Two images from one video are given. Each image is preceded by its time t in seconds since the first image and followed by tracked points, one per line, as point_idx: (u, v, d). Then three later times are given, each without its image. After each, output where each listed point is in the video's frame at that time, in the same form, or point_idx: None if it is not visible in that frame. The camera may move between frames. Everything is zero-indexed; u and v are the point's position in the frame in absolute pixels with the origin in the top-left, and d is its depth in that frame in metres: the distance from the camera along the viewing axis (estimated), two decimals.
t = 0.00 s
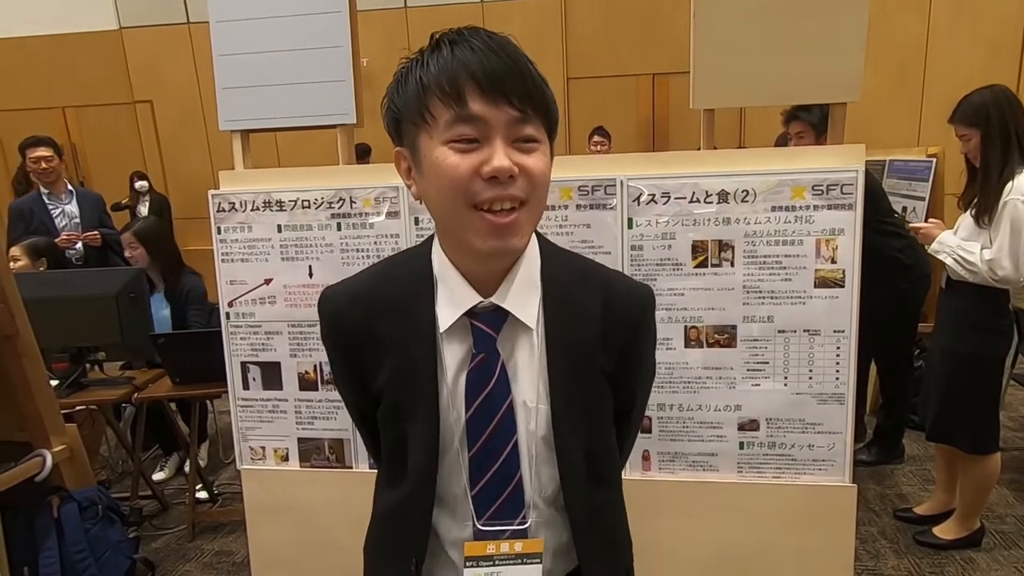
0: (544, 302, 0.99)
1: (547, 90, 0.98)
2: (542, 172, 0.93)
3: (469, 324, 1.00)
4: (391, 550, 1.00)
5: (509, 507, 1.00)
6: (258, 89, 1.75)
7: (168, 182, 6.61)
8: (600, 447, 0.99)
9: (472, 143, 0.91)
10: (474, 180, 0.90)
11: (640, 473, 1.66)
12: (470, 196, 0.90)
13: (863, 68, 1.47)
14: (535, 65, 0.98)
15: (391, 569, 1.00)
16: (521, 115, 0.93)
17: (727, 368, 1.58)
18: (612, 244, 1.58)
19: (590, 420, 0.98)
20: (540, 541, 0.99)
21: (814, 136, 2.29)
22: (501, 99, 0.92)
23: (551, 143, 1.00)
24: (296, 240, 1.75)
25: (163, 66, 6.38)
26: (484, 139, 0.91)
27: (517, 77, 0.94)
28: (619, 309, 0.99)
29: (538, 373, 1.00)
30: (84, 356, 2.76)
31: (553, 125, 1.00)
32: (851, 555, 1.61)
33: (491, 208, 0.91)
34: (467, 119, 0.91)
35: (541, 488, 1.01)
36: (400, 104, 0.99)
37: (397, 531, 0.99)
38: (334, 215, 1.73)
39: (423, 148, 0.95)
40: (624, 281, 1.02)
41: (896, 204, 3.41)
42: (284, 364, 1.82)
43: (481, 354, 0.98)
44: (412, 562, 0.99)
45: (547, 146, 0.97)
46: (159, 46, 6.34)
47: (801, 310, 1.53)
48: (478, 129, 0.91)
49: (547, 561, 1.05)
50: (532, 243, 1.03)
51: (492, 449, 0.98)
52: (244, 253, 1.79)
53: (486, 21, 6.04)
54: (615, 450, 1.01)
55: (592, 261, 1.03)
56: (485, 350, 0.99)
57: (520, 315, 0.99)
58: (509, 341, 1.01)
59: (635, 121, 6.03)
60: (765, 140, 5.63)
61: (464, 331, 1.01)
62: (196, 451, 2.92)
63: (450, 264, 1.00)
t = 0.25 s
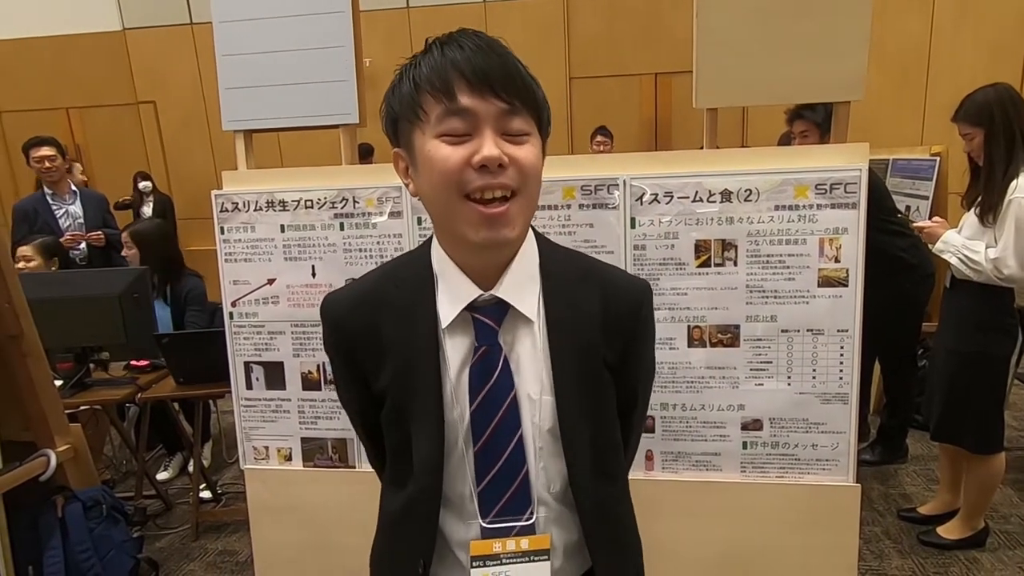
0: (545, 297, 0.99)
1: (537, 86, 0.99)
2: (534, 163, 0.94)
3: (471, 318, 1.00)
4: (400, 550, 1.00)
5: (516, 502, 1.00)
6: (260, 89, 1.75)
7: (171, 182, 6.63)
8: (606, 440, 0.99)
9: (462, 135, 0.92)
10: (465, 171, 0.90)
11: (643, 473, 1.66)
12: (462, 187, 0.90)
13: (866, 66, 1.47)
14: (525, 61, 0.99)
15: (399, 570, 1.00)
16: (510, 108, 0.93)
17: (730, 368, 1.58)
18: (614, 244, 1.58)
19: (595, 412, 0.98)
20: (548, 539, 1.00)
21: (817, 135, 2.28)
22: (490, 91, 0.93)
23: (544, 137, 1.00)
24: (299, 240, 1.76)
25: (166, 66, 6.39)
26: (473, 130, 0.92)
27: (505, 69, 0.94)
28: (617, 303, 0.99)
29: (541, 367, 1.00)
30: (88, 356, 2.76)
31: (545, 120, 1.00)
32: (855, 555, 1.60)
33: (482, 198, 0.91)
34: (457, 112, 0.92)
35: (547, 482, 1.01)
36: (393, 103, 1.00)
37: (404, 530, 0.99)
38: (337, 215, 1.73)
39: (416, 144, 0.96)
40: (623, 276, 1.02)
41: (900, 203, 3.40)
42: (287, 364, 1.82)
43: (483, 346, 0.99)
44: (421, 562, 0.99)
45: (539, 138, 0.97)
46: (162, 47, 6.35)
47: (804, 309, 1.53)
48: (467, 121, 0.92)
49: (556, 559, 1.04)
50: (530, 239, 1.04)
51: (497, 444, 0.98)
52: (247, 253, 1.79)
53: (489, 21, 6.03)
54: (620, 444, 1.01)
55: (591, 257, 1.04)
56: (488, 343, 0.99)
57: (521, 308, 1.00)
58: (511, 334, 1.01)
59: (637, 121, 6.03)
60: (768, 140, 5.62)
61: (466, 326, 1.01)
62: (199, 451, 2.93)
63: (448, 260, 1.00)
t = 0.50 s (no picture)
0: (554, 295, 0.99)
1: (537, 81, 0.99)
2: (534, 157, 0.93)
3: (478, 318, 1.00)
4: (410, 554, 0.99)
5: (527, 503, 1.00)
6: (264, 89, 1.75)
7: (175, 183, 6.64)
8: (618, 440, 0.98)
9: (461, 132, 0.92)
10: (464, 168, 0.90)
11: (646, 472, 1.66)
12: (462, 184, 0.91)
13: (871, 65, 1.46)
14: (524, 57, 0.99)
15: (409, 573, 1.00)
16: (508, 103, 0.93)
17: (734, 368, 1.58)
18: (618, 244, 1.58)
19: (607, 412, 0.98)
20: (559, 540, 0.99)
21: (822, 134, 2.27)
22: (486, 88, 0.93)
23: (545, 132, 1.00)
24: (303, 240, 1.76)
25: (171, 67, 6.41)
26: (472, 128, 0.92)
27: (503, 65, 0.94)
28: (627, 300, 0.98)
29: (550, 366, 1.00)
30: (93, 356, 2.77)
31: (546, 115, 1.00)
32: (859, 555, 1.60)
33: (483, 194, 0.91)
34: (455, 109, 0.92)
35: (560, 483, 1.00)
36: (394, 104, 1.01)
37: (415, 534, 0.98)
38: (340, 214, 1.73)
39: (417, 144, 0.96)
40: (632, 272, 1.01)
41: (904, 202, 3.39)
42: (291, 364, 1.82)
43: (491, 346, 0.99)
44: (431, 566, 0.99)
45: (539, 133, 0.97)
46: (166, 48, 6.37)
47: (807, 309, 1.53)
48: (465, 118, 0.92)
49: (570, 563, 1.03)
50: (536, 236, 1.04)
51: (508, 445, 0.98)
52: (251, 253, 1.80)
53: (491, 21, 6.03)
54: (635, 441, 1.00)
55: (600, 253, 1.03)
56: (496, 343, 0.99)
57: (529, 307, 0.99)
58: (519, 333, 1.01)
59: (639, 121, 6.02)
60: (772, 139, 5.60)
61: (474, 325, 1.01)
62: (203, 451, 2.93)
63: (451, 258, 1.00)
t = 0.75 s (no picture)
0: (579, 301, 0.94)
1: (563, 76, 0.95)
2: (555, 157, 0.90)
3: (498, 321, 0.97)
4: (420, 558, 0.97)
5: (540, 520, 0.94)
6: (267, 91, 1.76)
7: (179, 183, 6.66)
8: (639, 456, 0.93)
9: (479, 133, 0.90)
10: (480, 169, 0.88)
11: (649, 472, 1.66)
12: (477, 186, 0.89)
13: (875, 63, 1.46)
14: (550, 51, 0.95)
15: None
16: (527, 101, 0.90)
17: (737, 367, 1.58)
18: (620, 244, 1.58)
19: (628, 426, 0.92)
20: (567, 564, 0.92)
21: (825, 133, 2.27)
22: (505, 85, 0.90)
23: (571, 128, 0.96)
24: (306, 240, 1.76)
25: (175, 68, 6.43)
26: (490, 128, 0.90)
27: (522, 62, 0.91)
28: (659, 308, 0.93)
29: (571, 376, 0.95)
30: (97, 356, 2.78)
31: (573, 111, 0.96)
32: (862, 556, 1.60)
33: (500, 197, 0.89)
34: (472, 109, 0.90)
35: (577, 502, 0.94)
36: (420, 105, 1.00)
37: (424, 536, 0.97)
38: (343, 215, 1.73)
39: (438, 145, 0.95)
40: (669, 279, 0.95)
41: (908, 202, 3.38)
42: (294, 364, 1.83)
43: (508, 351, 0.95)
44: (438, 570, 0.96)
45: (564, 130, 0.93)
46: (170, 49, 6.39)
47: (810, 309, 1.52)
48: (482, 118, 0.90)
49: None
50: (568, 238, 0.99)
51: (521, 455, 0.94)
52: (254, 253, 1.80)
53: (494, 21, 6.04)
54: (661, 459, 0.94)
55: (635, 258, 0.98)
56: (513, 348, 0.95)
57: (549, 313, 0.95)
58: (540, 340, 0.97)
59: (642, 120, 6.01)
60: (775, 138, 5.59)
61: (493, 329, 0.98)
62: (207, 450, 2.94)
63: (477, 260, 0.98)
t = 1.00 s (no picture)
0: (641, 308, 0.89)
1: (629, 67, 0.91)
2: (619, 150, 0.85)
3: (554, 327, 0.93)
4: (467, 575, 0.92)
5: (594, 543, 0.89)
6: (269, 90, 1.76)
7: (181, 183, 6.67)
8: (703, 477, 0.88)
9: (540, 123, 0.86)
10: (541, 162, 0.84)
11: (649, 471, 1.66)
12: (537, 180, 0.84)
13: (877, 62, 1.46)
14: (617, 40, 0.92)
15: None
16: (593, 90, 0.86)
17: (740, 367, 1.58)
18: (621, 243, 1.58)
19: (692, 444, 0.87)
20: None
21: (827, 133, 2.26)
22: (569, 73, 0.87)
23: (637, 123, 0.91)
24: (308, 240, 1.77)
25: (177, 68, 6.44)
26: (552, 118, 0.86)
27: (587, 50, 0.88)
28: (729, 315, 0.87)
29: (630, 386, 0.91)
30: (100, 355, 2.78)
31: (638, 103, 0.92)
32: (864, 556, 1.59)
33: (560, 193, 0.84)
34: (534, 97, 0.86)
35: (636, 523, 0.89)
36: (479, 97, 0.97)
37: (472, 552, 0.92)
38: (345, 214, 1.74)
39: (497, 137, 0.91)
40: (739, 284, 0.90)
41: (910, 201, 3.37)
42: (296, 363, 1.83)
43: (565, 359, 0.90)
44: None
45: (630, 123, 0.88)
46: (173, 48, 6.40)
47: (813, 308, 1.52)
48: (544, 107, 0.86)
49: None
50: (630, 241, 0.95)
51: (577, 472, 0.88)
52: (256, 253, 1.80)
53: (495, 21, 6.04)
54: (725, 476, 0.89)
55: (700, 261, 0.92)
56: (570, 356, 0.91)
57: (609, 318, 0.91)
58: (598, 348, 0.93)
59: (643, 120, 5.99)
60: (777, 137, 5.59)
61: (550, 335, 0.94)
62: (209, 450, 2.95)
63: (531, 262, 0.95)
